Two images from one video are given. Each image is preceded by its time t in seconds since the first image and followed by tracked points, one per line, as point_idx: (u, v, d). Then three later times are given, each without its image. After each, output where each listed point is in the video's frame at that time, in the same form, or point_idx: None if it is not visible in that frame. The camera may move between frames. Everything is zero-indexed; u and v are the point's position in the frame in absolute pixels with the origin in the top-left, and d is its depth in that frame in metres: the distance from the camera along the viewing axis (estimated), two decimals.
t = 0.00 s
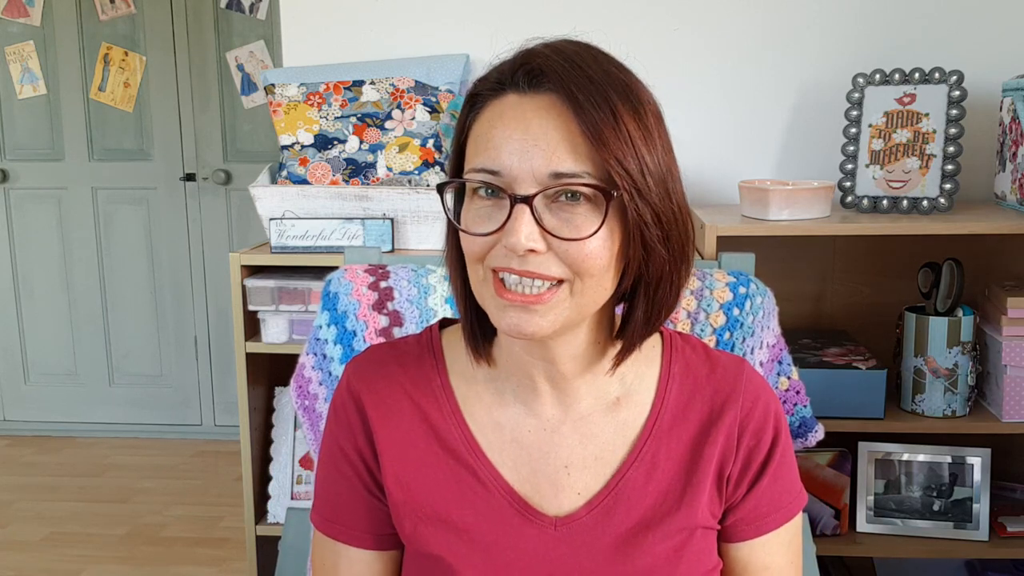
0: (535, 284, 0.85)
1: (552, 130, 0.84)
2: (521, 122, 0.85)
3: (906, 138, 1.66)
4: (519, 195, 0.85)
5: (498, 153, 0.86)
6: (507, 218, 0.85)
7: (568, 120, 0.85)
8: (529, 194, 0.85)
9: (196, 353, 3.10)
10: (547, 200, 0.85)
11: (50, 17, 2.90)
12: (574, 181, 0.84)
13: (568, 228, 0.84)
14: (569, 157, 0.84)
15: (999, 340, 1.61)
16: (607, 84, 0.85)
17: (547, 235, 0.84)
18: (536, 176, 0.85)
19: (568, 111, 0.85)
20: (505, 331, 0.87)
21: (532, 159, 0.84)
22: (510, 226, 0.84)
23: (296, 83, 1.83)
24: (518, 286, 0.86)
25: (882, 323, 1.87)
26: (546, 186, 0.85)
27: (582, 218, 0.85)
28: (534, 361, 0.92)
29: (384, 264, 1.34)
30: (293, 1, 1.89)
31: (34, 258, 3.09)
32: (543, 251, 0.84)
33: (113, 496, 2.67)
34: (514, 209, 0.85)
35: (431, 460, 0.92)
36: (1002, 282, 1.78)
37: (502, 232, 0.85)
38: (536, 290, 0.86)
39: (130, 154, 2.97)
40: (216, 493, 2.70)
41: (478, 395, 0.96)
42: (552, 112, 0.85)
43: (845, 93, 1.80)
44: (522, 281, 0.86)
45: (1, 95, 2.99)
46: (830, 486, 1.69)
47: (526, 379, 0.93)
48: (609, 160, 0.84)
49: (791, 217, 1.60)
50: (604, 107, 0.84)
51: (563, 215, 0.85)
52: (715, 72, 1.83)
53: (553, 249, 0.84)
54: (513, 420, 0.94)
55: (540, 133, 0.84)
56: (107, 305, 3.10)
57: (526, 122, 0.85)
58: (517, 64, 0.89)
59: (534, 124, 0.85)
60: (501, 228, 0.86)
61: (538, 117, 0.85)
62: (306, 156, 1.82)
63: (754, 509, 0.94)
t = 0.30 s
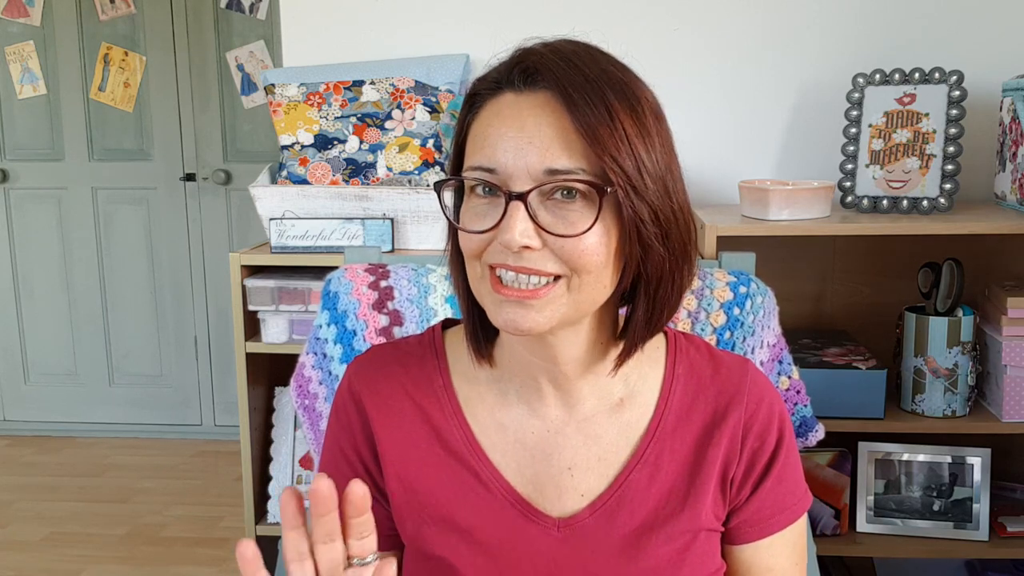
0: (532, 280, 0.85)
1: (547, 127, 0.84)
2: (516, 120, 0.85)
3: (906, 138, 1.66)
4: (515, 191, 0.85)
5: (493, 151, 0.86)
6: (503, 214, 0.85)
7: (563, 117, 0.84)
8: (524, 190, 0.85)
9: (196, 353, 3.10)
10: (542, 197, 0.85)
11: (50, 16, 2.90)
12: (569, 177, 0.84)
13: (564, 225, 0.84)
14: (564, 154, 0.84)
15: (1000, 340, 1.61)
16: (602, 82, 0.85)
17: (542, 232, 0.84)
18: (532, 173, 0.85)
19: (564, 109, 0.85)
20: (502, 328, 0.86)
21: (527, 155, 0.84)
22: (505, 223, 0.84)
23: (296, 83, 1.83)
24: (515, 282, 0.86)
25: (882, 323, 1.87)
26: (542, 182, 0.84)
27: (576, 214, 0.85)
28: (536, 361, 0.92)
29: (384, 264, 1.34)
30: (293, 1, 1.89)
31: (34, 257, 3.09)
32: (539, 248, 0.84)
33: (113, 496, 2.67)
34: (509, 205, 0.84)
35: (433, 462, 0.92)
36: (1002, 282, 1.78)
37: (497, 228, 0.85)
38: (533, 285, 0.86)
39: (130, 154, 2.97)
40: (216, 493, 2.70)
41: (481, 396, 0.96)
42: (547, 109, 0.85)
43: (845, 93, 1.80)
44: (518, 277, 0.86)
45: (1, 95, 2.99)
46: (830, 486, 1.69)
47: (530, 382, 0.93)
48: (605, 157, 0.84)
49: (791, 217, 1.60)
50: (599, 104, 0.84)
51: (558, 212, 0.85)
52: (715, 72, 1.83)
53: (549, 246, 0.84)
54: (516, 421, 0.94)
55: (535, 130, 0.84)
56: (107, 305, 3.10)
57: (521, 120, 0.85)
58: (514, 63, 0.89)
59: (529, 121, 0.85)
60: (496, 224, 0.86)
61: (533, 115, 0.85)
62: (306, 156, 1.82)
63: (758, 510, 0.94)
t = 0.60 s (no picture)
0: (547, 257, 0.85)
1: (567, 110, 0.87)
2: (535, 101, 0.88)
3: (906, 138, 1.66)
4: (532, 168, 0.86)
5: (511, 131, 0.88)
6: (519, 191, 0.86)
7: (582, 100, 0.87)
8: (542, 165, 0.86)
9: (196, 353, 3.10)
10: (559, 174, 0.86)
11: (50, 16, 2.90)
12: (586, 156, 0.86)
13: (582, 202, 0.85)
14: (582, 134, 0.87)
15: (999, 340, 1.61)
16: (619, 72, 0.88)
17: (560, 207, 0.85)
18: (550, 151, 0.86)
19: (582, 92, 0.87)
20: (515, 307, 0.86)
21: (545, 135, 0.86)
22: (523, 197, 0.85)
23: (296, 83, 1.83)
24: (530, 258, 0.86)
25: (882, 323, 1.87)
26: (559, 159, 0.86)
27: (593, 191, 0.86)
28: (540, 355, 0.91)
29: (384, 264, 1.35)
30: (293, 1, 1.89)
31: (34, 257, 3.09)
32: (555, 223, 0.84)
33: (113, 496, 2.67)
34: (527, 179, 0.86)
35: (432, 468, 0.91)
36: (1002, 282, 1.78)
37: (513, 206, 0.86)
38: (546, 265, 0.85)
39: (130, 154, 2.97)
40: (216, 493, 2.70)
41: (480, 401, 0.96)
42: (566, 93, 0.88)
43: (845, 93, 1.80)
44: (533, 253, 0.85)
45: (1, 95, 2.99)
46: (830, 486, 1.69)
47: (532, 388, 0.94)
48: (622, 138, 0.86)
49: (791, 217, 1.60)
50: (617, 90, 0.87)
51: (574, 189, 0.86)
52: (715, 72, 1.83)
53: (565, 221, 0.85)
54: (516, 425, 0.94)
55: (555, 110, 0.87)
56: (107, 305, 3.10)
57: (540, 102, 0.88)
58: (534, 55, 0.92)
59: (549, 103, 0.87)
60: (512, 201, 0.86)
61: (553, 97, 0.88)
62: (306, 156, 1.82)
63: (760, 514, 0.94)
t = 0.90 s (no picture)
0: (563, 249, 0.86)
1: (578, 104, 0.88)
2: (546, 95, 0.89)
3: (906, 138, 1.66)
4: (546, 160, 0.87)
5: (523, 124, 0.88)
6: (534, 184, 0.86)
7: (592, 95, 0.89)
8: (556, 157, 0.87)
9: (196, 353, 3.10)
10: (572, 167, 0.87)
11: (50, 16, 2.90)
12: (600, 147, 0.87)
13: (596, 194, 0.86)
14: (594, 126, 0.88)
15: (1000, 340, 1.61)
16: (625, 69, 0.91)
17: (576, 199, 0.86)
18: (563, 143, 0.87)
19: (591, 86, 0.89)
20: (532, 298, 0.86)
21: (558, 128, 0.87)
22: (538, 188, 0.85)
23: (296, 83, 1.83)
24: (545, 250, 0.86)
25: (882, 323, 1.87)
26: (573, 152, 0.87)
27: (608, 183, 0.87)
28: (544, 350, 0.91)
29: (384, 264, 1.35)
30: (293, 1, 1.89)
31: (34, 257, 3.09)
32: (571, 214, 0.85)
33: (113, 496, 2.67)
34: (542, 171, 0.86)
35: (429, 466, 0.91)
36: (1002, 282, 1.78)
37: (527, 198, 0.86)
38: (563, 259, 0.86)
39: (130, 154, 2.97)
40: (216, 493, 2.70)
41: (477, 399, 0.96)
42: (576, 87, 0.89)
43: (845, 93, 1.80)
44: (548, 245, 0.85)
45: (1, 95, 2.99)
46: (830, 486, 1.69)
47: (530, 384, 0.94)
48: (631, 133, 0.89)
49: (791, 217, 1.60)
50: (625, 86, 0.89)
51: (587, 182, 0.87)
52: (715, 72, 1.83)
53: (581, 213, 0.86)
54: (514, 423, 0.94)
55: (566, 104, 0.88)
56: (107, 305, 3.10)
57: (551, 96, 0.89)
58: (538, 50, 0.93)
59: (561, 96, 0.88)
60: (526, 194, 0.86)
61: (563, 91, 0.89)
62: (306, 156, 1.82)
63: (760, 511, 0.94)
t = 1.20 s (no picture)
0: (570, 260, 0.86)
1: (581, 113, 0.87)
2: (547, 104, 0.88)
3: (906, 138, 1.66)
4: (549, 173, 0.86)
5: (525, 136, 0.87)
6: (538, 197, 0.86)
7: (592, 102, 0.88)
8: (559, 170, 0.86)
9: (196, 353, 3.10)
10: (576, 179, 0.87)
11: (50, 16, 2.90)
12: (602, 157, 0.87)
13: (601, 205, 0.87)
14: (596, 134, 0.87)
15: (999, 340, 1.61)
16: (624, 71, 0.89)
17: (580, 212, 0.86)
18: (565, 154, 0.87)
19: (590, 92, 0.88)
20: (538, 308, 0.86)
21: (560, 140, 0.86)
22: (543, 204, 0.85)
23: (296, 83, 1.83)
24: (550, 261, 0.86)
25: (882, 323, 1.87)
26: (576, 164, 0.87)
27: (612, 192, 0.87)
28: (548, 351, 0.92)
29: (384, 264, 1.35)
30: (293, 1, 1.89)
31: (34, 257, 3.09)
32: (577, 227, 0.85)
33: (113, 496, 2.67)
34: (546, 186, 0.86)
35: (432, 461, 0.91)
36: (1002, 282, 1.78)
37: (531, 211, 0.86)
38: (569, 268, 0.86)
39: (130, 154, 2.97)
40: (216, 493, 2.70)
41: (481, 396, 0.96)
42: (577, 94, 0.88)
43: (845, 93, 1.80)
44: (554, 257, 0.85)
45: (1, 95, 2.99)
46: (830, 486, 1.69)
47: (535, 381, 0.94)
48: (632, 139, 0.88)
49: (791, 217, 1.60)
50: (624, 90, 0.88)
51: (591, 193, 0.87)
52: (715, 72, 1.83)
53: (586, 225, 0.86)
54: (517, 419, 0.94)
55: (568, 114, 0.87)
56: (107, 305, 3.10)
57: (551, 105, 0.87)
58: (535, 54, 0.92)
59: (562, 106, 0.87)
60: (530, 207, 0.86)
61: (565, 100, 0.88)
62: (306, 156, 1.82)
63: (761, 509, 0.94)
